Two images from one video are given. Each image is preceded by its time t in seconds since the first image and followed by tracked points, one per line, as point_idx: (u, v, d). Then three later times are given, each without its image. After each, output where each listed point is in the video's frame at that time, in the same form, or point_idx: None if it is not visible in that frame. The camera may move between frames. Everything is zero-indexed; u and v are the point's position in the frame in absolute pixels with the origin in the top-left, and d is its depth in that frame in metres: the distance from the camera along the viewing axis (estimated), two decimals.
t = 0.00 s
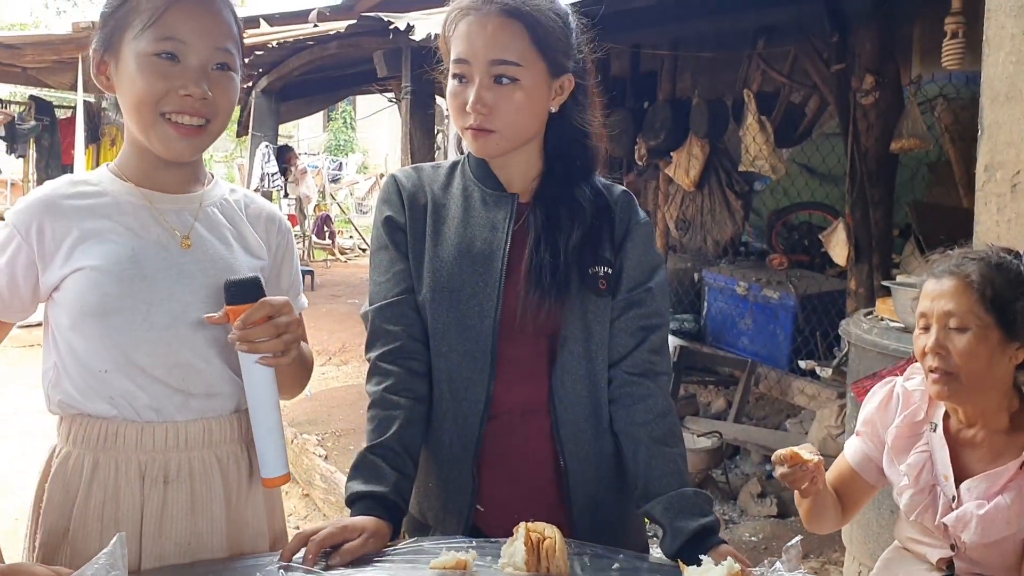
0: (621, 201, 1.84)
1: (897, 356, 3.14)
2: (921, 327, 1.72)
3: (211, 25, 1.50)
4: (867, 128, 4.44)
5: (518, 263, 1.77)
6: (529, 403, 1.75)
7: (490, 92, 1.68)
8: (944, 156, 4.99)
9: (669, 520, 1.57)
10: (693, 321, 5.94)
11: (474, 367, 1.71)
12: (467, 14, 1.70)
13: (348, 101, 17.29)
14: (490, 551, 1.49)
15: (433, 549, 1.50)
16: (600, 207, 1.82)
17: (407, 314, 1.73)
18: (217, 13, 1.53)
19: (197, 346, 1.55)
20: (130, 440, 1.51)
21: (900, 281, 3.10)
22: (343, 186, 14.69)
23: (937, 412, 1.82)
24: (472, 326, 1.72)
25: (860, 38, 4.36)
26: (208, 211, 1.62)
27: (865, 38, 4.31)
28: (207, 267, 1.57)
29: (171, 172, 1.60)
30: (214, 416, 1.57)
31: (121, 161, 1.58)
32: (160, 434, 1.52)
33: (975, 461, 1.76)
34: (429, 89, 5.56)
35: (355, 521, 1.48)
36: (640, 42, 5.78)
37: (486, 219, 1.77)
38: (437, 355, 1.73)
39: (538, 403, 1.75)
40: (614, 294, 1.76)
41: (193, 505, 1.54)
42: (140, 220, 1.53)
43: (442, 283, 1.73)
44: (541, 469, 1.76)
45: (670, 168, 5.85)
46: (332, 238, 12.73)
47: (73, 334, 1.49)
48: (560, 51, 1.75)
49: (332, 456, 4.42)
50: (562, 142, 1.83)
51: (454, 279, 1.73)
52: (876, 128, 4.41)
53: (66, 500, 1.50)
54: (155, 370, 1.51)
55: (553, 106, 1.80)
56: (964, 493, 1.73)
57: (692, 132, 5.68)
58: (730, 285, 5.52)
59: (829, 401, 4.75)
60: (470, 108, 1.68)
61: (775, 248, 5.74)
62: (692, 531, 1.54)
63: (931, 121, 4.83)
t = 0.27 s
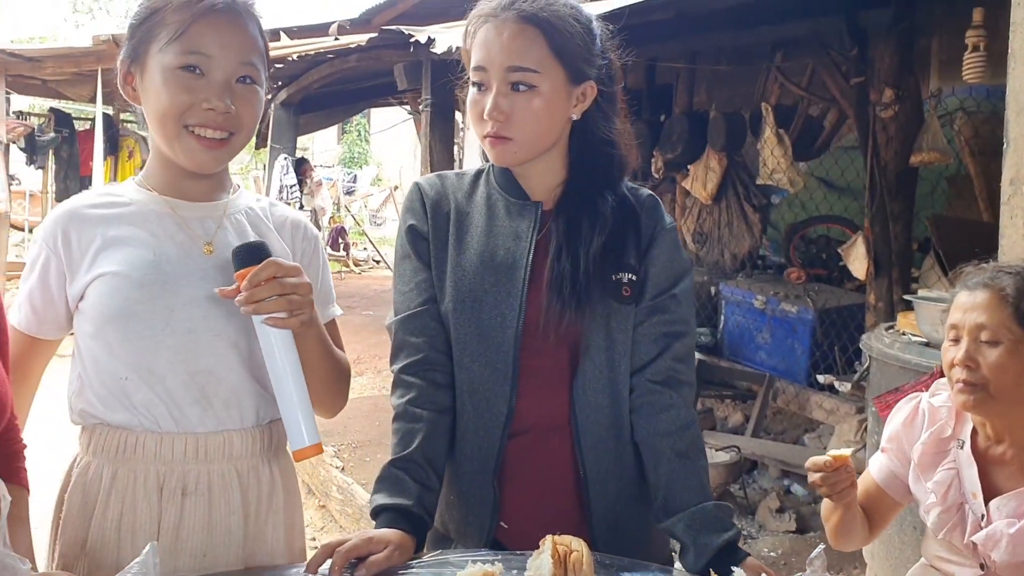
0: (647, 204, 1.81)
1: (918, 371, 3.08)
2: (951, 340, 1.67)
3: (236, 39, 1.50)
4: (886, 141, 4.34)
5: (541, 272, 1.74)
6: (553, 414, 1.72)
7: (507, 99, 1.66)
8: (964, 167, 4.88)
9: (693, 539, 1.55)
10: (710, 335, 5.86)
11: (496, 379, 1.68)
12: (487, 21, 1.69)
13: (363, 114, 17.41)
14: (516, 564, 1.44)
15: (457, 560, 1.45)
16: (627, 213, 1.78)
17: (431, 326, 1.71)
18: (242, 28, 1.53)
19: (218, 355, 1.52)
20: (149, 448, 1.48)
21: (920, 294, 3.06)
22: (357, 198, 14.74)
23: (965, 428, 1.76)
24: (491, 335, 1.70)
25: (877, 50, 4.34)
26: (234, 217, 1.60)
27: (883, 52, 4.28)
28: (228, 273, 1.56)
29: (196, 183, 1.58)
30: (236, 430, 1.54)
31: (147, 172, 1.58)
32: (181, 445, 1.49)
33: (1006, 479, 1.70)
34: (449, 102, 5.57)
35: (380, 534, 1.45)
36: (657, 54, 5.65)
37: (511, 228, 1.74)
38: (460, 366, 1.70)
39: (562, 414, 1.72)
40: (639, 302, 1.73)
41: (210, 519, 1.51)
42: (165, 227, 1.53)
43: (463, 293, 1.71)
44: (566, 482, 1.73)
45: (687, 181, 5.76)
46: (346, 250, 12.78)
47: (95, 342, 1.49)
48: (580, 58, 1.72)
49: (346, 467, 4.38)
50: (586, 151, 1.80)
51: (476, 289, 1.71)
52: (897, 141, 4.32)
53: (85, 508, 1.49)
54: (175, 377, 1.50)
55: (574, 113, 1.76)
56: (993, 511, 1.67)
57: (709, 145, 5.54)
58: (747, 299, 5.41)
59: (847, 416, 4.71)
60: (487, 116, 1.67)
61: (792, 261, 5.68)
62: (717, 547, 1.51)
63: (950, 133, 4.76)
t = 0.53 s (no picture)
0: (687, 205, 1.75)
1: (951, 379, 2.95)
2: (995, 341, 1.57)
3: (262, 43, 1.48)
4: (915, 147, 4.08)
5: (575, 279, 1.70)
6: (586, 425, 1.67)
7: (544, 101, 1.63)
8: (994, 173, 4.80)
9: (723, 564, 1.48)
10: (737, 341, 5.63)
11: (526, 388, 1.65)
12: (527, 21, 1.66)
13: (387, 121, 17.47)
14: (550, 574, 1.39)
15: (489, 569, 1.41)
16: (668, 219, 1.72)
17: (461, 333, 1.68)
18: (269, 32, 1.51)
19: (247, 362, 1.50)
20: (176, 455, 1.45)
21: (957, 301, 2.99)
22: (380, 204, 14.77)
23: (1003, 438, 1.67)
24: (524, 345, 1.67)
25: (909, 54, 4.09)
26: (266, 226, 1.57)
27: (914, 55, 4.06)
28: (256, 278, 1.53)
29: (228, 188, 1.55)
30: (264, 439, 1.51)
31: (179, 182, 1.56)
32: (206, 452, 1.46)
33: None
34: (476, 107, 5.57)
35: (412, 543, 1.42)
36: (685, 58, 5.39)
37: (546, 235, 1.72)
38: (488, 375, 1.67)
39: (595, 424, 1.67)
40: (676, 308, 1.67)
41: (237, 528, 1.47)
42: (194, 233, 1.51)
43: (496, 300, 1.68)
44: (590, 495, 1.67)
45: (714, 187, 5.37)
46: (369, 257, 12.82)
47: (124, 349, 1.48)
48: (624, 61, 1.68)
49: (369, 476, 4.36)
50: (631, 155, 1.76)
51: (509, 296, 1.69)
52: (926, 147, 4.05)
53: (113, 516, 1.46)
54: (203, 385, 1.47)
55: (616, 117, 1.72)
56: None
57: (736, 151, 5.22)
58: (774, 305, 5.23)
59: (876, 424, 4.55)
60: (524, 117, 1.64)
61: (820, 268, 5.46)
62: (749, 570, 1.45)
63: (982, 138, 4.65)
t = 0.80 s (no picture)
0: (722, 207, 1.72)
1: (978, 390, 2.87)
2: None
3: (282, 48, 1.46)
4: (939, 153, 3.95)
5: (605, 288, 1.66)
6: (612, 439, 1.62)
7: (575, 103, 1.60)
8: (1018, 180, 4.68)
9: None
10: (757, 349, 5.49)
11: (551, 401, 1.61)
12: (562, 19, 1.64)
13: (405, 128, 17.52)
14: None
15: None
16: (705, 227, 1.68)
17: (483, 345, 1.65)
18: (289, 37, 1.49)
19: (265, 371, 1.46)
20: (197, 470, 1.43)
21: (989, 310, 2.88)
22: (398, 211, 14.80)
23: None
24: (549, 357, 1.62)
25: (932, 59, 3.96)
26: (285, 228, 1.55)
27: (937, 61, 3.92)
28: (274, 282, 1.50)
29: (246, 193, 1.55)
30: (288, 452, 1.48)
31: (198, 190, 1.56)
32: (228, 466, 1.44)
33: None
34: (496, 114, 5.55)
35: (435, 559, 1.39)
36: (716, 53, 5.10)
37: (576, 242, 1.68)
38: (513, 388, 1.62)
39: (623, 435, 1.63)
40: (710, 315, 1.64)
41: (258, 544, 1.44)
42: (210, 238, 1.50)
43: (523, 308, 1.64)
44: (614, 515, 1.63)
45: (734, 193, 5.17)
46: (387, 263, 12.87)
47: (142, 358, 1.46)
48: (659, 64, 1.65)
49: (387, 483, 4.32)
50: (667, 160, 1.73)
51: (536, 302, 1.64)
52: (950, 152, 3.92)
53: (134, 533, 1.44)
54: (220, 395, 1.45)
55: (651, 122, 1.69)
56: None
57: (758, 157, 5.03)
58: (796, 313, 5.14)
59: (899, 433, 4.42)
60: (554, 120, 1.61)
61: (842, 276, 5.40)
62: None
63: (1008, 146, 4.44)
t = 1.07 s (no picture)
0: (746, 206, 1.67)
1: (1002, 399, 2.80)
2: None
3: (293, 45, 1.45)
4: (959, 158, 3.88)
5: (624, 296, 1.63)
6: (627, 454, 1.60)
7: (595, 104, 1.59)
8: None
9: None
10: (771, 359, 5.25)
11: (569, 413, 1.58)
12: (584, 19, 1.63)
13: (419, 134, 17.55)
14: None
15: None
16: (725, 229, 1.64)
17: (499, 354, 1.62)
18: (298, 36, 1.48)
19: (272, 385, 1.45)
20: (201, 483, 1.42)
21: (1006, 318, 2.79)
22: (412, 217, 14.81)
23: None
24: (565, 368, 1.59)
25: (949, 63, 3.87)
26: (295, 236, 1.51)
27: (955, 64, 3.83)
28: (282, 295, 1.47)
29: (258, 199, 1.51)
30: (293, 468, 1.45)
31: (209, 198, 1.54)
32: (234, 481, 1.42)
33: None
34: (510, 120, 5.52)
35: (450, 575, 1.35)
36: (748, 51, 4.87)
37: (596, 249, 1.65)
38: (530, 398, 1.60)
39: (639, 446, 1.61)
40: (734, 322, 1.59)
41: (259, 562, 1.41)
42: (219, 249, 1.48)
43: (540, 317, 1.61)
44: (634, 526, 1.61)
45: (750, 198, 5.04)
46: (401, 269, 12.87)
47: (149, 371, 1.45)
48: (684, 64, 1.63)
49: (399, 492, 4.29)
50: (692, 163, 1.69)
51: (554, 310, 1.61)
52: (970, 157, 3.85)
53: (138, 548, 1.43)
54: (226, 412, 1.43)
55: (676, 125, 1.67)
56: None
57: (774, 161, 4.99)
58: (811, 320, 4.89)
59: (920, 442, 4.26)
60: (573, 121, 1.60)
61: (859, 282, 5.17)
62: None
63: None
